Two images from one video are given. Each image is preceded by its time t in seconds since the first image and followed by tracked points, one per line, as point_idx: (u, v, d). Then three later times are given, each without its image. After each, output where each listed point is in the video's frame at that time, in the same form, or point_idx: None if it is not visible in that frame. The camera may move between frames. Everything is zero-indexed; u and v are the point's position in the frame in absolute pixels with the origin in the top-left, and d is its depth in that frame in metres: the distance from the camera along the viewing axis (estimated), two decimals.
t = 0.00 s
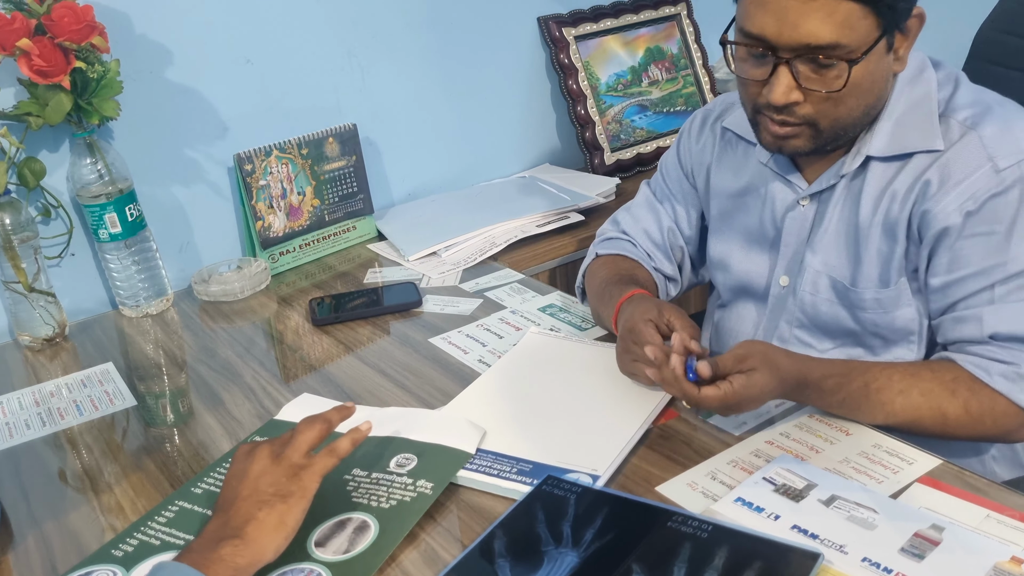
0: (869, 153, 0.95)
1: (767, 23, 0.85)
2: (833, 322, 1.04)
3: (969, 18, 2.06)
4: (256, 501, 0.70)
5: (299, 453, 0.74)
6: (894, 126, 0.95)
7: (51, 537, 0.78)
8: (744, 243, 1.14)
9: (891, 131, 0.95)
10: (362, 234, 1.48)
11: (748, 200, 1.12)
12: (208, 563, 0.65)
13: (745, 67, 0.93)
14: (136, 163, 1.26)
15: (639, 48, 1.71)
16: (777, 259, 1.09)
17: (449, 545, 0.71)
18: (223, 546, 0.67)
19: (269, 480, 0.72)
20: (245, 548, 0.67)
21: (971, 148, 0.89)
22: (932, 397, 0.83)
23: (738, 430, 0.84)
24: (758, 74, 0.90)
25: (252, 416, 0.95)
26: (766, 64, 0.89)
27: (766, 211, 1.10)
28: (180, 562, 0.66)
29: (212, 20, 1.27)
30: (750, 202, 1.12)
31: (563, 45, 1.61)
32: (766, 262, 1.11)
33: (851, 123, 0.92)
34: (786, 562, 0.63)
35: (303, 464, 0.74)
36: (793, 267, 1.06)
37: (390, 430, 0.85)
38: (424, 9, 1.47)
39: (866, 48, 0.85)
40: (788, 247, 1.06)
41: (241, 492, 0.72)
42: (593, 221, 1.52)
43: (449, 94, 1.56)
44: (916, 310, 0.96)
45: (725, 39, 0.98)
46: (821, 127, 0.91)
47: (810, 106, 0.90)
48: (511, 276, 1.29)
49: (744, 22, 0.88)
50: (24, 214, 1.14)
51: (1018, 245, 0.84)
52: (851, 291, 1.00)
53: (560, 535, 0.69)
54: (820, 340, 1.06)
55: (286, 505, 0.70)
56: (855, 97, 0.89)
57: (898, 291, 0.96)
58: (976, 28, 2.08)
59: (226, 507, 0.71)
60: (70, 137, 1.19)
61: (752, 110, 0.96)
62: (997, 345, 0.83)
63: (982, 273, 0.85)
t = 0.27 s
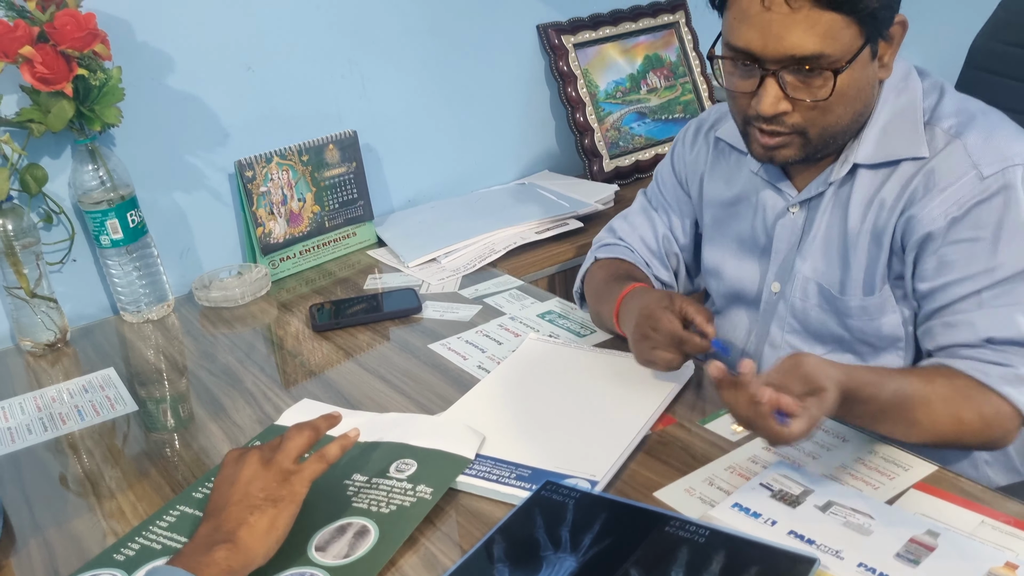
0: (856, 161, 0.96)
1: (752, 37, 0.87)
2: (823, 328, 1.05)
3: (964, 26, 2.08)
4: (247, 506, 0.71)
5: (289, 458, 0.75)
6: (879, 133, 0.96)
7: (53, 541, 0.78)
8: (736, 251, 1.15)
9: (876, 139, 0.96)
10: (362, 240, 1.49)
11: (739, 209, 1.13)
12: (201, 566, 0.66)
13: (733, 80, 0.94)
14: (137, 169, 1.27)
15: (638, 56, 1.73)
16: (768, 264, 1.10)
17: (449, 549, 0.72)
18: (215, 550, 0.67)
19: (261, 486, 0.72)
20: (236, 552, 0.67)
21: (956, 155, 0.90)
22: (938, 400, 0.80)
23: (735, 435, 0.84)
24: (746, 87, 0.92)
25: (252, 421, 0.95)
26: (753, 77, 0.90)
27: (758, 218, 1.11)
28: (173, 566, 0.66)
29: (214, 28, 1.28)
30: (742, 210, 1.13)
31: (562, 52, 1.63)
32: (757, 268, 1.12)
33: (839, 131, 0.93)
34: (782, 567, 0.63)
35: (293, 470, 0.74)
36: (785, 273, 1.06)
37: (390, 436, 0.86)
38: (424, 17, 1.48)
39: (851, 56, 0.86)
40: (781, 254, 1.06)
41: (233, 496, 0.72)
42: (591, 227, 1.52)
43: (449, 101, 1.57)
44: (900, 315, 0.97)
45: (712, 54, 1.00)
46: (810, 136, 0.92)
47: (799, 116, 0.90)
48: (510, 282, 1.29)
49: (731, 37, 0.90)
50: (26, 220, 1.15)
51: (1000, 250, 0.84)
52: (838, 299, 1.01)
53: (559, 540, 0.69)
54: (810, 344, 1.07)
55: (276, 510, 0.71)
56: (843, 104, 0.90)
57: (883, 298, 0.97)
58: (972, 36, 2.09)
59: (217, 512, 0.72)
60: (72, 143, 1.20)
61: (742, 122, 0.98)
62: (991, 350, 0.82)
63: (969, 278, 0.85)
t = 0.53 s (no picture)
0: (858, 168, 0.97)
1: (748, 47, 0.87)
2: (825, 333, 1.05)
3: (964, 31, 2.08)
4: (248, 507, 0.71)
5: (291, 462, 0.76)
6: (880, 139, 0.96)
7: (55, 541, 0.78)
8: (738, 256, 1.15)
9: (878, 145, 0.96)
10: (363, 243, 1.49)
11: (740, 215, 1.14)
12: (202, 567, 0.66)
13: (731, 90, 0.95)
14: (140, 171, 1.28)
15: (639, 60, 1.73)
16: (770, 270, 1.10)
17: (449, 550, 0.72)
18: (216, 551, 0.67)
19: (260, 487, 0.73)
20: (238, 554, 0.67)
21: (959, 162, 0.90)
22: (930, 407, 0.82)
23: (734, 439, 0.84)
24: (745, 95, 0.92)
25: (253, 422, 0.95)
26: (751, 86, 0.91)
27: (759, 223, 1.11)
28: (175, 566, 0.66)
29: (217, 31, 1.29)
30: (743, 215, 1.14)
31: (563, 56, 1.63)
32: (759, 274, 1.13)
33: (840, 135, 0.94)
34: (782, 568, 0.64)
35: (295, 474, 0.75)
36: (787, 278, 1.07)
37: (390, 437, 0.86)
38: (426, 21, 1.49)
39: (845, 64, 0.87)
40: (783, 259, 1.07)
41: (235, 497, 0.73)
42: (592, 231, 1.53)
43: (450, 105, 1.58)
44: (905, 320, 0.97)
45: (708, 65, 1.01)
46: (811, 142, 0.93)
47: (798, 123, 0.91)
48: (511, 285, 1.30)
49: (726, 48, 0.91)
50: (29, 222, 1.15)
51: (1007, 256, 0.84)
52: (842, 305, 1.01)
53: (559, 541, 0.70)
54: (813, 348, 1.07)
55: (279, 513, 0.71)
56: (841, 110, 0.90)
57: (888, 304, 0.97)
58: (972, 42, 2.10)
59: (219, 513, 0.72)
60: (75, 146, 1.20)
61: (743, 130, 0.98)
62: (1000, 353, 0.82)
63: (973, 284, 0.86)
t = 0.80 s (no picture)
0: (862, 172, 0.98)
1: (752, 49, 0.88)
2: (826, 336, 1.06)
3: (965, 34, 2.09)
4: (246, 510, 0.72)
5: (286, 467, 0.76)
6: (885, 144, 0.97)
7: (58, 543, 0.79)
8: (740, 261, 1.16)
9: (881, 151, 0.97)
10: (363, 246, 1.50)
11: (742, 220, 1.15)
12: (200, 569, 0.66)
13: (733, 94, 0.95)
14: (143, 175, 1.29)
15: (640, 63, 1.74)
16: (773, 274, 1.11)
17: (448, 554, 0.73)
18: (214, 553, 0.68)
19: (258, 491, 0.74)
20: (236, 555, 0.68)
21: (965, 168, 0.91)
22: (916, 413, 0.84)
23: (736, 443, 0.85)
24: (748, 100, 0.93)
25: (255, 425, 0.96)
26: (754, 89, 0.91)
27: (762, 227, 1.12)
28: (173, 567, 0.67)
29: (220, 36, 1.30)
30: (745, 220, 1.14)
31: (564, 60, 1.64)
32: (762, 278, 1.13)
33: (842, 141, 0.94)
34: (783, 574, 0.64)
35: (291, 477, 0.75)
36: (790, 282, 1.07)
37: (389, 441, 0.87)
38: (428, 26, 1.50)
39: (850, 68, 0.87)
40: (785, 263, 1.08)
41: (231, 501, 0.73)
42: (592, 235, 1.53)
43: (451, 109, 1.58)
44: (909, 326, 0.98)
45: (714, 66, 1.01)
46: (812, 148, 0.94)
47: (801, 127, 0.92)
48: (511, 289, 1.30)
49: (732, 50, 0.91)
50: (34, 226, 1.16)
51: (1012, 263, 0.85)
52: (844, 310, 1.02)
53: (559, 545, 0.70)
54: (813, 353, 1.08)
55: (275, 516, 0.72)
56: (845, 115, 0.91)
57: (890, 309, 0.98)
58: (973, 45, 2.11)
59: (214, 515, 0.73)
60: (78, 150, 1.21)
61: (744, 134, 0.99)
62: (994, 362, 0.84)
63: (973, 290, 0.87)
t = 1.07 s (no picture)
0: (861, 175, 0.96)
1: (751, 54, 0.87)
2: (824, 339, 1.05)
3: (967, 36, 2.08)
4: (242, 513, 0.71)
5: (284, 469, 0.75)
6: (885, 147, 0.95)
7: (53, 546, 0.78)
8: (740, 262, 1.15)
9: (881, 153, 0.95)
10: (364, 248, 1.49)
11: (742, 222, 1.13)
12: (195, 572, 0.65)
13: (733, 97, 0.94)
14: (141, 176, 1.28)
15: (641, 64, 1.73)
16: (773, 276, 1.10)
17: (448, 556, 0.71)
18: (210, 556, 0.67)
19: (256, 492, 0.72)
20: (232, 558, 0.67)
21: (962, 170, 0.89)
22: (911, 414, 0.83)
23: (737, 444, 0.84)
24: (747, 104, 0.92)
25: (253, 427, 0.95)
26: (754, 94, 0.90)
27: (762, 230, 1.11)
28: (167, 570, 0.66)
29: (219, 35, 1.29)
30: (745, 222, 1.13)
31: (565, 61, 1.63)
32: (763, 281, 1.12)
33: (842, 145, 0.93)
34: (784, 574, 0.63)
35: (289, 480, 0.74)
36: (790, 286, 1.06)
37: (389, 442, 0.86)
38: (428, 26, 1.49)
39: (850, 73, 0.86)
40: (785, 265, 1.06)
41: (227, 502, 0.72)
42: (594, 236, 1.52)
43: (452, 109, 1.57)
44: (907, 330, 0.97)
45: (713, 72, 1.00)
46: (812, 152, 0.92)
47: (801, 133, 0.91)
48: (513, 290, 1.29)
49: (732, 55, 0.90)
50: (31, 226, 1.15)
51: (1009, 266, 0.83)
52: (843, 313, 1.01)
53: (559, 546, 0.69)
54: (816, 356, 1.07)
55: (272, 518, 0.71)
56: (845, 120, 0.90)
57: (890, 312, 0.97)
58: (975, 47, 2.10)
59: (211, 518, 0.71)
60: (76, 150, 1.20)
61: (743, 138, 0.98)
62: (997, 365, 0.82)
63: (969, 293, 0.86)
